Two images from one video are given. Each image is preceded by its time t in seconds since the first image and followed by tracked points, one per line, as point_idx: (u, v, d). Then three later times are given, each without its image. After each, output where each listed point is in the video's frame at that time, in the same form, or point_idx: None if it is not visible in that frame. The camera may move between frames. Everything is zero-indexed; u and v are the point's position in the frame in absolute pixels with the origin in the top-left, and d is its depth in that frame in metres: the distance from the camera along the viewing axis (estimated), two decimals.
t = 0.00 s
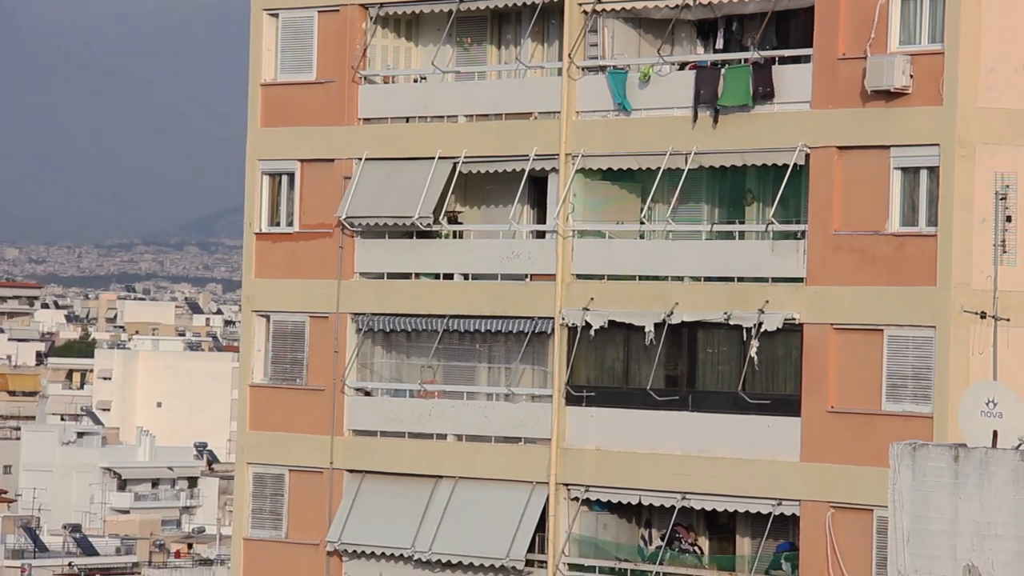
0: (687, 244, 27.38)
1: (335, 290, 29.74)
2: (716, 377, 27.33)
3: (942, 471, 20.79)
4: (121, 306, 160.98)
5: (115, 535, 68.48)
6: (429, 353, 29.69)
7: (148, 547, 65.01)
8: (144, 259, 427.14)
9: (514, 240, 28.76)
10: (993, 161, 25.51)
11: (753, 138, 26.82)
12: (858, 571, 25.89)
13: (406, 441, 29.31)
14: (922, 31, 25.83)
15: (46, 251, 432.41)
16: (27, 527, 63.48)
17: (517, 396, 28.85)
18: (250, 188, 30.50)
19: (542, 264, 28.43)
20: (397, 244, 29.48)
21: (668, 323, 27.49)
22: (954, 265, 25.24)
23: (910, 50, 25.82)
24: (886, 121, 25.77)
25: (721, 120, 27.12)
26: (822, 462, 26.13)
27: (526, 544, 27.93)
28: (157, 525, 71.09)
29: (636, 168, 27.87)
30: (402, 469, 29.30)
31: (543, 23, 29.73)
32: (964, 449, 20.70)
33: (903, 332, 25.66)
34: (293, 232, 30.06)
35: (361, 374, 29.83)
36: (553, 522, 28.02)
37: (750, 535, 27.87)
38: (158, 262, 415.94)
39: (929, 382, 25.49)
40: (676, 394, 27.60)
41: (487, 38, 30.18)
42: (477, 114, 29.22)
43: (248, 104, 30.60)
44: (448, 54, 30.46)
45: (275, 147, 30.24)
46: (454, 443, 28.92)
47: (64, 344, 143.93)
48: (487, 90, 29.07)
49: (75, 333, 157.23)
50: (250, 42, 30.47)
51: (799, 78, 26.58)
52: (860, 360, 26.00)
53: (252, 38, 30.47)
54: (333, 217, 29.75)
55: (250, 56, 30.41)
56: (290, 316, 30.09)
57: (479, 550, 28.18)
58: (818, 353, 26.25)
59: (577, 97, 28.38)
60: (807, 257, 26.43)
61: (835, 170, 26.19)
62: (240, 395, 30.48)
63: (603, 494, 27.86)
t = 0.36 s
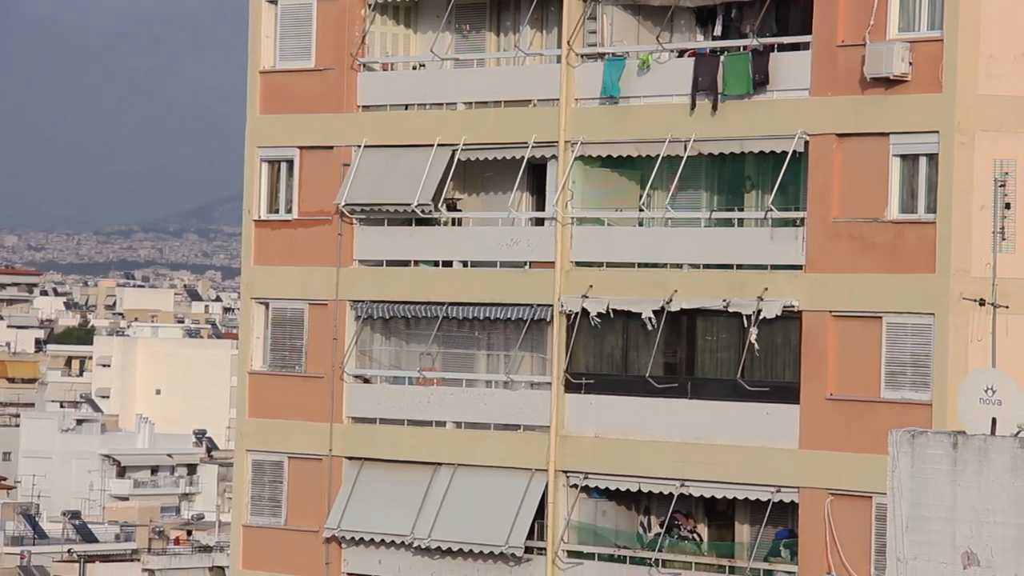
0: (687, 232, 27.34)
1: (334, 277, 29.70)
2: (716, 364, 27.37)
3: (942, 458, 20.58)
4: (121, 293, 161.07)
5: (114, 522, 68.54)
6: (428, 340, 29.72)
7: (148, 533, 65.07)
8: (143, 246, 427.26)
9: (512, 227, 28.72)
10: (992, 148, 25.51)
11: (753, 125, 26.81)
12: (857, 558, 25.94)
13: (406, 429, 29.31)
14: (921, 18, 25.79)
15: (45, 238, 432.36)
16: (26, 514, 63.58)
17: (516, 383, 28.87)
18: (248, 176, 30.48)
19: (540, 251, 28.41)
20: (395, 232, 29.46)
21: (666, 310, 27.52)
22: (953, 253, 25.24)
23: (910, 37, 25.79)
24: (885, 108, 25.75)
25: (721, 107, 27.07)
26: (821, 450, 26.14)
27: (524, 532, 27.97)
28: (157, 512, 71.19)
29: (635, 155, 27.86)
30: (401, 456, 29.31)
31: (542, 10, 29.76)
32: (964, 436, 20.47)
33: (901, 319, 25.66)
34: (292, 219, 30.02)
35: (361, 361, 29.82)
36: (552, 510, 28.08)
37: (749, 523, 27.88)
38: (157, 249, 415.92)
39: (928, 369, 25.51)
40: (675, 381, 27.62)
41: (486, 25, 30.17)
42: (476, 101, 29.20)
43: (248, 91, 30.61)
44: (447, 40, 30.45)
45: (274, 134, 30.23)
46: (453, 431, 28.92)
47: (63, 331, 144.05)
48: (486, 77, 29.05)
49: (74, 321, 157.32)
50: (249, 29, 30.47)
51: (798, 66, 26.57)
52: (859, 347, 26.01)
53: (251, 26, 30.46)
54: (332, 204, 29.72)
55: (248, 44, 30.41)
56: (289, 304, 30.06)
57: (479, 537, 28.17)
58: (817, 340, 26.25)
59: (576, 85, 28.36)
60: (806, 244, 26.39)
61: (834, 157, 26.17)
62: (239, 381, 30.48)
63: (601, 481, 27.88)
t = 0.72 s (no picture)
0: (685, 220, 27.36)
1: (332, 266, 29.70)
2: (715, 352, 27.35)
3: (941, 446, 20.88)
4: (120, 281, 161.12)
5: (113, 509, 68.72)
6: (427, 329, 29.73)
7: (147, 521, 65.08)
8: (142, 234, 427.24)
9: (511, 216, 28.71)
10: (992, 137, 25.49)
11: (752, 114, 26.80)
12: (855, 545, 25.99)
13: (406, 417, 29.33)
14: (919, 7, 25.83)
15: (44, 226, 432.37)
16: (25, 501, 63.64)
17: (515, 372, 28.91)
18: (247, 164, 30.43)
19: (539, 239, 28.40)
20: (394, 220, 29.44)
21: (665, 299, 27.52)
22: (952, 241, 25.26)
23: (908, 25, 25.81)
24: (884, 97, 25.76)
25: (725, 95, 27.02)
26: (821, 438, 26.16)
27: (523, 521, 28.00)
28: (156, 500, 71.25)
29: (634, 144, 27.85)
30: (400, 445, 29.33)
31: None
32: (961, 425, 20.81)
33: (900, 308, 25.69)
34: (291, 207, 30.00)
35: (360, 350, 29.88)
36: (550, 500, 28.15)
37: (748, 511, 27.90)
38: (156, 237, 415.94)
39: (927, 358, 25.55)
40: (673, 369, 27.64)
41: (484, 14, 30.23)
42: (474, 90, 29.16)
43: (245, 80, 30.55)
44: (446, 30, 30.52)
45: (273, 123, 30.20)
46: (452, 419, 28.93)
47: (63, 319, 144.16)
48: (485, 65, 29.03)
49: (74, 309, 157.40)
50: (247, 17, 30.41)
51: (797, 54, 26.56)
52: (858, 336, 26.02)
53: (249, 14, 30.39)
54: (331, 193, 29.71)
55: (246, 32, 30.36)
56: (288, 292, 30.06)
57: (478, 525, 28.18)
58: (816, 329, 26.29)
59: (575, 74, 28.32)
60: (806, 233, 26.39)
61: (833, 146, 26.17)
62: (238, 370, 30.48)
63: (600, 470, 27.92)
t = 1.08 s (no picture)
0: (685, 211, 27.38)
1: (332, 256, 29.69)
2: (714, 342, 27.37)
3: (940, 437, 21.96)
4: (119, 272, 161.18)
5: (113, 499, 68.97)
6: (427, 319, 29.71)
7: (148, 512, 65.07)
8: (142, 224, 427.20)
9: (511, 206, 28.73)
10: (992, 127, 25.52)
11: (753, 104, 26.80)
12: (855, 536, 26.05)
13: (406, 407, 29.32)
14: None
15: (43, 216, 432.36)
16: (25, 491, 63.83)
17: (515, 362, 28.90)
18: (247, 154, 30.43)
19: (539, 229, 28.41)
20: (395, 210, 29.45)
21: (665, 290, 27.48)
22: (951, 231, 25.26)
23: (908, 15, 25.82)
24: (885, 87, 25.74)
25: (726, 86, 27.03)
26: (821, 428, 26.18)
27: (524, 511, 28.03)
28: (156, 490, 71.32)
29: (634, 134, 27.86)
30: (400, 435, 29.32)
31: None
32: (961, 415, 21.85)
33: (899, 298, 25.70)
34: (291, 198, 30.01)
35: (360, 340, 29.86)
36: (550, 491, 28.18)
37: (748, 501, 27.79)
38: (155, 227, 415.95)
39: (927, 348, 25.57)
40: (673, 359, 27.65)
41: (484, 5, 30.20)
42: (474, 80, 29.14)
43: (245, 70, 30.51)
44: (445, 20, 30.48)
45: (274, 112, 30.19)
46: (453, 409, 28.95)
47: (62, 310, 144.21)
48: (485, 56, 29.02)
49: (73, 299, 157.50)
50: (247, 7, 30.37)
51: (798, 44, 26.55)
52: (858, 326, 26.04)
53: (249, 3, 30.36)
54: (331, 183, 29.70)
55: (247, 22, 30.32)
56: (288, 283, 30.07)
57: (479, 515, 28.22)
58: (816, 319, 26.29)
59: (575, 64, 28.32)
60: (806, 223, 26.40)
61: (833, 135, 26.17)
62: (238, 360, 30.49)
63: (601, 460, 27.93)
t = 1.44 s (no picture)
0: (686, 201, 27.35)
1: (332, 246, 29.69)
2: (715, 333, 27.42)
3: (941, 427, 21.87)
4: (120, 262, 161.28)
5: (113, 489, 69.04)
6: (427, 310, 29.69)
7: (149, 502, 65.13)
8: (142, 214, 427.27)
9: (512, 196, 28.75)
10: (993, 117, 25.53)
11: (754, 95, 26.78)
12: (856, 526, 26.06)
13: (406, 398, 29.34)
14: None
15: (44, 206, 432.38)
16: (26, 481, 63.88)
17: (516, 352, 28.87)
18: (248, 144, 30.40)
19: (540, 220, 28.42)
20: (396, 201, 29.44)
21: (666, 280, 27.52)
22: (952, 221, 25.26)
23: (909, 5, 25.75)
24: (886, 77, 25.72)
25: (721, 77, 27.08)
26: (821, 418, 26.19)
27: (524, 502, 28.05)
28: (156, 480, 71.40)
29: (635, 125, 27.83)
30: (401, 424, 29.35)
31: None
32: (961, 406, 21.81)
33: (900, 289, 25.71)
34: (292, 188, 30.00)
35: (360, 331, 29.85)
36: (551, 481, 28.21)
37: (748, 492, 27.89)
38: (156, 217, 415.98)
39: (928, 338, 25.57)
40: (674, 350, 27.67)
41: None
42: (476, 70, 29.08)
43: (246, 60, 30.51)
44: (446, 10, 30.22)
45: (275, 103, 30.18)
46: (453, 399, 28.96)
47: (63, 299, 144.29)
48: (486, 46, 29.00)
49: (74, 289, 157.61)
50: None
51: (798, 34, 26.53)
52: (860, 317, 26.04)
53: None
54: (332, 173, 29.70)
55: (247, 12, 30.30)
56: (289, 274, 30.05)
57: (479, 506, 28.25)
58: (817, 309, 26.28)
59: (576, 54, 28.29)
60: (806, 214, 26.41)
61: (834, 126, 26.16)
62: (239, 351, 30.46)
63: (601, 450, 27.93)
